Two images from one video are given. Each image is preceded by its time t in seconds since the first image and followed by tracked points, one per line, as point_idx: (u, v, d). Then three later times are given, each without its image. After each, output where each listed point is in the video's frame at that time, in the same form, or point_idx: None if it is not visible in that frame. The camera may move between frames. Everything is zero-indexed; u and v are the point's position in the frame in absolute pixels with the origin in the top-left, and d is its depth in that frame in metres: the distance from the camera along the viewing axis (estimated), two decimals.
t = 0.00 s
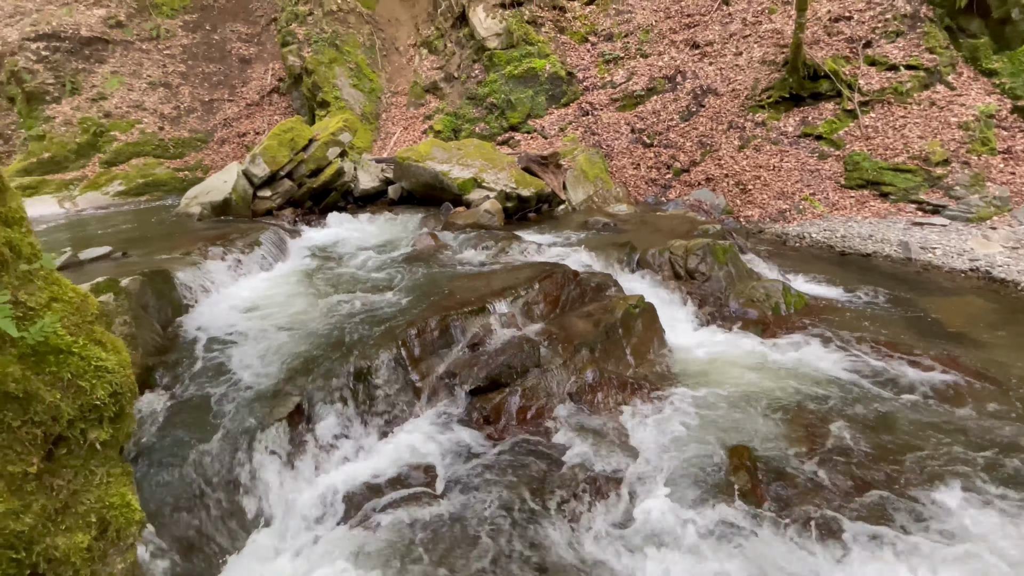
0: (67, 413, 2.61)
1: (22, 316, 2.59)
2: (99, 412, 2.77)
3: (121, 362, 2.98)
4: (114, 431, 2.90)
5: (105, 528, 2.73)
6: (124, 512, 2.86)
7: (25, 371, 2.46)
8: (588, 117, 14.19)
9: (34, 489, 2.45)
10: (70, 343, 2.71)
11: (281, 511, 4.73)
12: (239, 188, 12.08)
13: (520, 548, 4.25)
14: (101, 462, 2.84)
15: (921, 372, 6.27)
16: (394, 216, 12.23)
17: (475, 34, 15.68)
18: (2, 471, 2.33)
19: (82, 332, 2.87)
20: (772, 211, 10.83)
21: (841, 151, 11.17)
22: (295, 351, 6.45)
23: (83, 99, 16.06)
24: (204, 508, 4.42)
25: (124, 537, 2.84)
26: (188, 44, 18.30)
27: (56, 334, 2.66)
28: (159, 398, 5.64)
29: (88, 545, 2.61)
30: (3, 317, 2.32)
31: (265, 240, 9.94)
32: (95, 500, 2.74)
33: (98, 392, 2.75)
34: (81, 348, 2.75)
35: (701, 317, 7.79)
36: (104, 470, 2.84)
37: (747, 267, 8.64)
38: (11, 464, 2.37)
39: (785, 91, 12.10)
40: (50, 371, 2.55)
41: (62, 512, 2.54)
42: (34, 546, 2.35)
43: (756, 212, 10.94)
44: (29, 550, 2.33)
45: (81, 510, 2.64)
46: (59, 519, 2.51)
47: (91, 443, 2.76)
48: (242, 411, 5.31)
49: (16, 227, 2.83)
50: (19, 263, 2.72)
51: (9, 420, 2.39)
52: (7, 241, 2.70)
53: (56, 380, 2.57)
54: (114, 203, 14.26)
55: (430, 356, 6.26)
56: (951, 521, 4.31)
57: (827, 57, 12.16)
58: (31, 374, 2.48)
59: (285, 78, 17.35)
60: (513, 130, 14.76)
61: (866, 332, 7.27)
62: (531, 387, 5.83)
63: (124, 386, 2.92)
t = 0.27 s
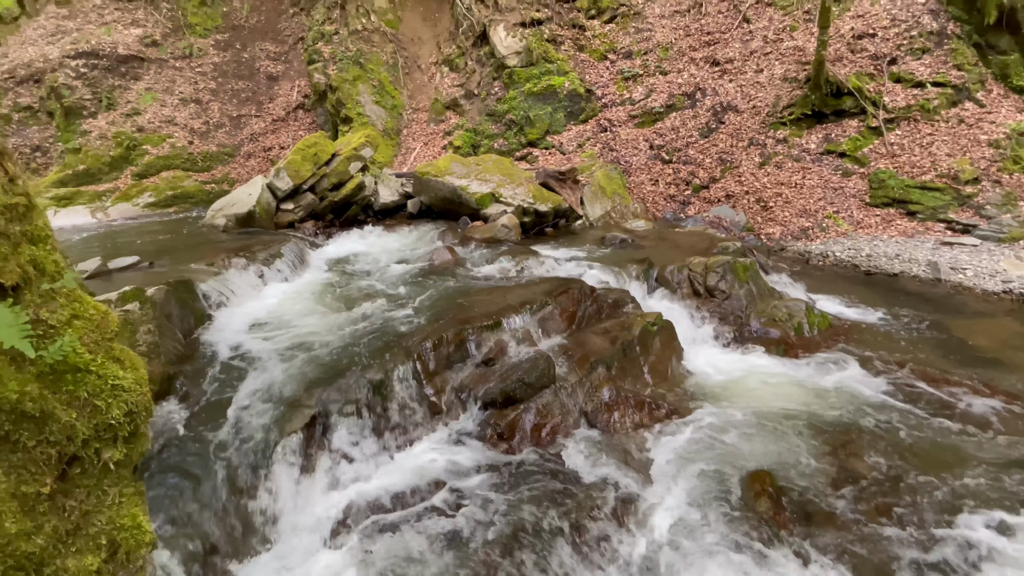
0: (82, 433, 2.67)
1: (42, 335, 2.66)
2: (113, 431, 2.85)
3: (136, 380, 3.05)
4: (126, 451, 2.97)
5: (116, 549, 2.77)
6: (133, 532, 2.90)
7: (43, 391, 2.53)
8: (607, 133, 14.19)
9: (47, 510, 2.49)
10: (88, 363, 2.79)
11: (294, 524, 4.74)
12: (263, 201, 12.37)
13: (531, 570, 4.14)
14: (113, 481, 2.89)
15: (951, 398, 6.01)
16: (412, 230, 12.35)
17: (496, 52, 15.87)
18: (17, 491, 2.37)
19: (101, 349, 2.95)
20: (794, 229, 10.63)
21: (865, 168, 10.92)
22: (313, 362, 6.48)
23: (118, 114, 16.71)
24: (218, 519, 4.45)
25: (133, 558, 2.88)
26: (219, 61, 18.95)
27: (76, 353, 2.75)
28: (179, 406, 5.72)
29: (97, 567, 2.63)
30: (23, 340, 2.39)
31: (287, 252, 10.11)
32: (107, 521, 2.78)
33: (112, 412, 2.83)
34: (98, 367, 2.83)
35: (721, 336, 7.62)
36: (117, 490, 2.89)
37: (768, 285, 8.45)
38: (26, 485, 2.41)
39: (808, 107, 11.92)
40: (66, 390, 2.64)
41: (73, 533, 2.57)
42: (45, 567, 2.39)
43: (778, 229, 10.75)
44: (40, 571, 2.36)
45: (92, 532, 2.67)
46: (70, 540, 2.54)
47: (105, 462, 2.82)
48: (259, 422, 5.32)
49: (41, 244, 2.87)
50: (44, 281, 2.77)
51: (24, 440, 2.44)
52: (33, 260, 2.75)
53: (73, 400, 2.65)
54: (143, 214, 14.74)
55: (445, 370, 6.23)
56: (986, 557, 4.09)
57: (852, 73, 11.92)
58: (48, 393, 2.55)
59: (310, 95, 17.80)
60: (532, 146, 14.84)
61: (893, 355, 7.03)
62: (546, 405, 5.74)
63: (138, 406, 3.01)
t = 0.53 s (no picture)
0: (103, 461, 2.68)
1: (68, 362, 2.70)
2: (133, 458, 2.83)
3: (157, 404, 3.05)
4: (147, 477, 2.95)
5: None
6: (151, 563, 2.85)
7: (66, 419, 2.57)
8: (625, 150, 14.18)
9: (65, 540, 2.48)
10: (111, 389, 2.82)
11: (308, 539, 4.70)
12: (286, 215, 12.62)
13: None
14: (133, 508, 2.86)
15: (986, 426, 5.74)
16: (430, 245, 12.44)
17: (515, 71, 16.02)
18: (36, 522, 2.37)
19: (125, 374, 2.97)
20: (817, 247, 10.39)
21: (891, 186, 10.61)
22: (330, 376, 6.51)
23: (150, 130, 17.32)
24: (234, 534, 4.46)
25: None
26: (247, 80, 19.55)
27: (99, 379, 2.78)
28: (199, 418, 5.78)
29: None
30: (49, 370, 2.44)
31: (307, 266, 10.26)
32: (124, 551, 2.74)
33: (133, 439, 2.82)
34: (121, 393, 2.86)
35: (742, 355, 7.44)
36: (136, 517, 2.86)
37: (791, 305, 8.25)
38: (45, 515, 2.41)
39: (830, 124, 11.66)
40: (89, 417, 2.66)
41: (89, 564, 2.54)
42: None
43: (800, 247, 10.53)
44: None
45: (108, 562, 2.64)
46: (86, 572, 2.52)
47: (125, 489, 2.80)
48: (275, 435, 5.34)
49: (68, 269, 3.05)
50: (70, 308, 2.89)
51: (46, 469, 2.47)
52: (61, 285, 2.92)
53: (95, 427, 2.67)
54: (170, 226, 15.17)
55: (460, 386, 6.18)
56: None
57: (876, 89, 11.70)
58: (71, 421, 2.59)
59: (333, 112, 18.22)
60: (549, 162, 14.90)
61: (925, 379, 6.76)
62: (562, 424, 5.64)
63: (159, 432, 2.99)
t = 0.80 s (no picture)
0: (126, 486, 2.72)
1: (95, 387, 2.81)
2: (156, 483, 2.86)
3: (180, 426, 3.09)
4: (169, 501, 2.97)
5: None
6: None
7: (91, 443, 2.64)
8: (642, 164, 14.13)
9: (87, 566, 2.50)
10: (136, 413, 2.90)
11: (322, 553, 4.66)
12: (307, 229, 12.86)
13: None
14: (155, 532, 2.88)
15: None
16: (447, 258, 12.52)
17: (533, 87, 16.15)
18: (60, 548, 2.41)
19: (150, 397, 3.05)
20: (840, 264, 10.18)
21: (918, 202, 10.34)
22: (347, 388, 6.55)
23: (178, 145, 17.89)
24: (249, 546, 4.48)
25: None
26: (272, 97, 20.08)
27: (125, 403, 2.87)
28: (219, 429, 5.86)
29: None
30: (74, 396, 2.57)
31: (327, 278, 10.40)
32: None
33: (156, 463, 2.86)
34: (146, 417, 2.92)
35: (764, 374, 7.26)
36: (158, 542, 2.88)
37: (814, 322, 8.06)
38: (68, 541, 2.44)
39: (853, 139, 11.45)
40: (114, 442, 2.73)
41: None
42: None
43: (822, 264, 10.33)
44: None
45: None
46: None
47: (147, 513, 2.82)
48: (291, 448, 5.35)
49: (99, 292, 3.24)
50: (98, 334, 3.03)
51: (71, 495, 2.53)
52: (91, 309, 3.08)
53: (120, 451, 2.73)
54: (195, 238, 15.58)
55: (476, 402, 6.14)
56: None
57: (899, 104, 11.41)
58: (97, 446, 2.66)
59: (354, 128, 18.57)
60: (566, 177, 14.92)
61: (956, 401, 6.50)
62: (579, 442, 5.55)
63: (182, 456, 3.03)
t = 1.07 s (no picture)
0: (144, 504, 2.72)
1: (116, 405, 2.77)
2: (172, 501, 2.87)
3: (195, 444, 3.11)
4: (184, 519, 2.97)
5: None
6: None
7: (111, 462, 2.62)
8: (659, 178, 14.08)
9: None
10: (155, 430, 2.90)
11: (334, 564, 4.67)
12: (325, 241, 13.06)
13: None
14: (169, 551, 2.87)
15: None
16: (462, 271, 12.58)
17: (549, 102, 16.26)
18: (77, 567, 2.40)
19: (168, 414, 3.07)
20: (863, 279, 9.86)
21: (943, 216, 10.06)
22: (362, 399, 6.59)
23: (203, 160, 18.40)
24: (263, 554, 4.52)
25: None
26: (294, 113, 20.59)
27: (146, 421, 2.87)
28: (235, 439, 5.92)
29: None
30: (97, 418, 2.50)
31: (344, 290, 10.51)
32: None
33: (173, 482, 2.87)
34: (164, 435, 2.93)
35: (784, 391, 7.10)
36: (172, 561, 2.88)
37: (837, 339, 7.87)
38: (85, 559, 2.43)
39: (875, 151, 11.23)
40: (134, 460, 2.72)
41: None
42: None
43: (845, 279, 9.99)
44: None
45: None
46: None
47: (163, 531, 2.83)
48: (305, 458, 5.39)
49: (124, 311, 3.11)
50: (122, 350, 2.97)
51: (90, 513, 2.52)
52: (115, 328, 2.98)
53: (138, 469, 2.72)
54: (217, 250, 15.94)
55: (489, 416, 6.10)
56: None
57: (922, 117, 11.21)
58: (116, 464, 2.64)
59: (372, 143, 18.90)
60: (582, 190, 14.95)
61: (989, 422, 6.25)
62: (593, 459, 5.48)
63: (197, 474, 3.05)
